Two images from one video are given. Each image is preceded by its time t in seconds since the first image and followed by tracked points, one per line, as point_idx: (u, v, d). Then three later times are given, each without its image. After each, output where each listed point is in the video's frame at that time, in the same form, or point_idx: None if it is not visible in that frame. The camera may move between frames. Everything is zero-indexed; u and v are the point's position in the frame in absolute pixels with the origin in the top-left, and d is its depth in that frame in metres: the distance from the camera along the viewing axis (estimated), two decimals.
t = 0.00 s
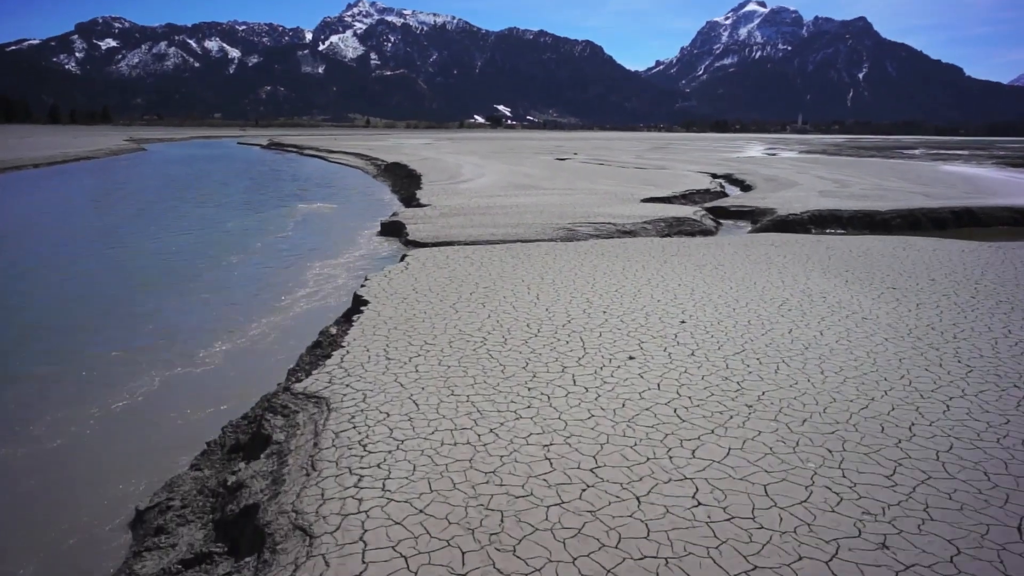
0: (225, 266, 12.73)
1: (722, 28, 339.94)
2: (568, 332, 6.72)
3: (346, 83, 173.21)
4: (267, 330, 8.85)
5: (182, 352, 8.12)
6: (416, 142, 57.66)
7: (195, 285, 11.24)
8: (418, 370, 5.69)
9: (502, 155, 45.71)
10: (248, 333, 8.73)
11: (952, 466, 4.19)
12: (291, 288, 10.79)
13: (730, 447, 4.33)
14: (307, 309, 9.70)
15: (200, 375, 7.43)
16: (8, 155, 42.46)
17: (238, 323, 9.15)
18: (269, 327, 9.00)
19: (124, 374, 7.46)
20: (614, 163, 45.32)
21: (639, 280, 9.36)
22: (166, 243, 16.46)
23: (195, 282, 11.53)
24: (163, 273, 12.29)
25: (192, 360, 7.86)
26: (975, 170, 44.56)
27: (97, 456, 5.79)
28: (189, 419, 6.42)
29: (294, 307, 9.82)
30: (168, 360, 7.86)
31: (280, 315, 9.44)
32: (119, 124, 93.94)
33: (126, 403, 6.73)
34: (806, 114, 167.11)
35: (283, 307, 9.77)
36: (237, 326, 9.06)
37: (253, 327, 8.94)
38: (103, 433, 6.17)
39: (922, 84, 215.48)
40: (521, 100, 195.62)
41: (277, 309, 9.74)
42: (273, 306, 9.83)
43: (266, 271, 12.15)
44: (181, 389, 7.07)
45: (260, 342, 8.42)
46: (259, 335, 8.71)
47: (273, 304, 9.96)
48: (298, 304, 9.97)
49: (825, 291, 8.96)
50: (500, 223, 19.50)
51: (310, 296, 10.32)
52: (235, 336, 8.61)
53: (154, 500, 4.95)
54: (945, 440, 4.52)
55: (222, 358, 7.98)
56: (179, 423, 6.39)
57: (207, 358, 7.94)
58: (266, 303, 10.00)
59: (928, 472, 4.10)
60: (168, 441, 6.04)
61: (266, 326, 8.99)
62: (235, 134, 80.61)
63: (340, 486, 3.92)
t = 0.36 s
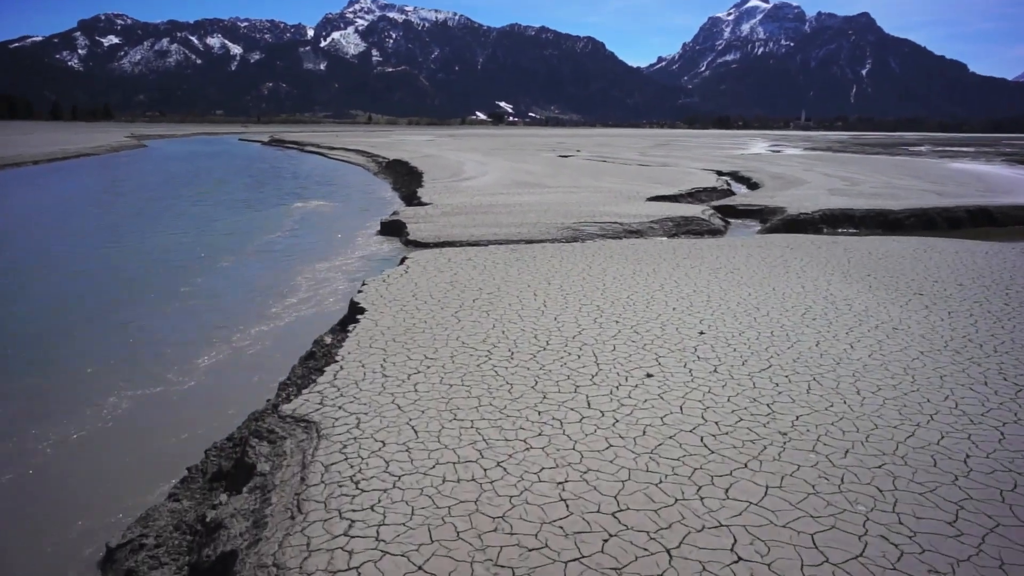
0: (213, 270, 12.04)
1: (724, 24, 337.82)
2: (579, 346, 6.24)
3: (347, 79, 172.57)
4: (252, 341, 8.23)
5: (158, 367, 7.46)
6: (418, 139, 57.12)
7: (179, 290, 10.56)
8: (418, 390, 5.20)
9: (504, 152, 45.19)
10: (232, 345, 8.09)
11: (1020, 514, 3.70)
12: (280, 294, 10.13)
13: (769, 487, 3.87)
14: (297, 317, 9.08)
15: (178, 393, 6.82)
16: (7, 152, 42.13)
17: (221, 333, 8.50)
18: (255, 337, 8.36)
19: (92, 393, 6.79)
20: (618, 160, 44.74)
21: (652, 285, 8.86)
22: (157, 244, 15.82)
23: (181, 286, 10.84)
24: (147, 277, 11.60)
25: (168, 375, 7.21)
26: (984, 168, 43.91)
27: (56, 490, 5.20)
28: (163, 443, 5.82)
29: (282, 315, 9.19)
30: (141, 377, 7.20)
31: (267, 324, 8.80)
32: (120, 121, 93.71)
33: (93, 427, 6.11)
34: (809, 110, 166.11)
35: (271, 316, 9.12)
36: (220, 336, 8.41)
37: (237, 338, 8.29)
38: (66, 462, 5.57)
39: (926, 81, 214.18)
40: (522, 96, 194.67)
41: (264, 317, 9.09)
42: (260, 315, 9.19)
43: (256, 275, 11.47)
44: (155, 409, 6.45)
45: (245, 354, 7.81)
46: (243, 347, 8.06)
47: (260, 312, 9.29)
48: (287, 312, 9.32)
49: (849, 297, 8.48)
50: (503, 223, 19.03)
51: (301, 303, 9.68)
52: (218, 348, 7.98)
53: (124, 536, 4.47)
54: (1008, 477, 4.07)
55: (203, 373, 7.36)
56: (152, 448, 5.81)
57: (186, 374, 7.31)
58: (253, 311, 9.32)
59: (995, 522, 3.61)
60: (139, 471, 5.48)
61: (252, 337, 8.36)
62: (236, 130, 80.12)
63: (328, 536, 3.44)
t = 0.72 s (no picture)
0: (199, 276, 11.32)
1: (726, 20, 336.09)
2: (592, 363, 5.78)
3: (348, 76, 171.94)
4: (237, 357, 7.57)
5: (128, 390, 6.77)
6: (419, 136, 56.56)
7: (160, 300, 9.86)
8: (417, 417, 4.71)
9: (506, 149, 44.67)
10: (213, 362, 7.43)
11: None
12: (269, 304, 9.46)
13: (817, 539, 3.42)
14: (287, 329, 8.44)
15: (149, 420, 6.16)
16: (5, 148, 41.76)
17: (202, 350, 7.81)
18: (239, 353, 7.71)
19: (51, 423, 6.10)
20: (621, 157, 44.21)
21: (666, 293, 8.37)
22: (144, 246, 15.11)
23: (162, 295, 10.14)
24: (128, 284, 10.88)
25: (146, 395, 6.65)
26: (993, 165, 43.21)
27: None
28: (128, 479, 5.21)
29: (270, 327, 8.53)
30: (116, 396, 6.63)
31: (252, 338, 8.13)
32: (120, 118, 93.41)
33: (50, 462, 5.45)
34: (812, 107, 164.95)
35: (258, 328, 8.47)
36: (200, 353, 7.73)
37: (219, 355, 7.63)
38: (22, 501, 4.99)
39: (930, 77, 212.57)
40: (523, 93, 193.82)
41: (249, 330, 8.42)
42: (245, 328, 8.50)
43: (244, 282, 10.79)
44: (123, 437, 5.82)
45: (228, 372, 7.16)
46: (226, 365, 7.40)
47: (245, 325, 8.61)
48: (275, 323, 8.66)
49: (874, 306, 8.01)
50: (506, 223, 18.56)
51: (291, 314, 9.03)
52: (197, 367, 7.30)
53: None
54: None
55: (179, 396, 6.70)
56: (124, 480, 5.27)
57: (160, 397, 6.65)
58: (237, 324, 8.65)
59: None
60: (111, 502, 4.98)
61: (236, 353, 7.70)
62: (235, 127, 79.59)
63: None
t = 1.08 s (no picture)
0: (183, 285, 10.66)
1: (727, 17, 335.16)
2: (606, 385, 5.31)
3: (348, 73, 171.42)
4: (215, 378, 6.94)
5: (107, 412, 6.25)
6: (419, 133, 56.00)
7: (140, 311, 9.22)
8: (414, 452, 4.22)
9: (507, 147, 44.16)
10: (190, 384, 6.80)
11: None
12: (254, 316, 8.84)
13: None
14: (272, 345, 7.83)
15: (126, 447, 5.67)
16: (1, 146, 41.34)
17: (177, 370, 7.15)
18: (218, 373, 7.07)
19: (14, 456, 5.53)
20: (623, 154, 43.74)
21: (680, 302, 7.89)
22: (132, 248, 14.50)
23: (143, 306, 9.51)
24: (113, 291, 10.37)
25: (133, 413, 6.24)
26: (1000, 163, 42.61)
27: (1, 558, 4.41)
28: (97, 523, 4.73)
29: (254, 343, 7.90)
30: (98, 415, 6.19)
31: (233, 356, 7.50)
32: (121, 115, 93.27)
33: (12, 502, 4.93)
34: (814, 104, 164.10)
35: (240, 344, 7.85)
36: (174, 374, 7.07)
37: (195, 375, 6.99)
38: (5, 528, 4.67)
39: (932, 73, 211.40)
40: (524, 90, 193.28)
41: (231, 346, 7.79)
42: (227, 343, 7.87)
43: (230, 291, 10.16)
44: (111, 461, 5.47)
45: (205, 396, 6.54)
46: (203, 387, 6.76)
47: (226, 340, 7.97)
48: (260, 338, 8.05)
49: (901, 316, 7.52)
50: (507, 223, 18.10)
51: (278, 327, 8.42)
52: (170, 390, 6.65)
53: None
54: None
55: (149, 425, 6.07)
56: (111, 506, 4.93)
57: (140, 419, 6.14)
58: (219, 339, 8.00)
59: None
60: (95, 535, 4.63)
61: (214, 373, 7.06)
62: (235, 125, 79.06)
63: None
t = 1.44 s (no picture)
0: (165, 294, 10.01)
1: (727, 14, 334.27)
2: (623, 413, 4.81)
3: (347, 72, 170.84)
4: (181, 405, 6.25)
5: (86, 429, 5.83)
6: (418, 131, 55.45)
7: (122, 321, 8.73)
8: (411, 498, 3.74)
9: (507, 145, 43.63)
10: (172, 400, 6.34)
11: None
12: (235, 332, 8.17)
13: None
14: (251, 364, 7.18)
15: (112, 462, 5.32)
16: None
17: (142, 394, 6.48)
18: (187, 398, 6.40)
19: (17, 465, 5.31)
20: (625, 153, 43.24)
21: (695, 314, 7.37)
22: (120, 252, 13.98)
23: (127, 314, 9.04)
24: (97, 298, 9.91)
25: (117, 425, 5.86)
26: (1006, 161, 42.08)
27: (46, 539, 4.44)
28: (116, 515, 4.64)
29: (231, 362, 7.24)
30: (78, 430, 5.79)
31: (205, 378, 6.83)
32: (120, 113, 92.84)
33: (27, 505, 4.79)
34: (814, 101, 163.49)
35: (216, 363, 7.19)
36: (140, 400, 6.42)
37: (164, 400, 6.35)
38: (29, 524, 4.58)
39: (933, 71, 210.57)
40: (523, 88, 192.70)
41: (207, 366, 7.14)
42: (202, 363, 7.21)
43: (213, 302, 9.50)
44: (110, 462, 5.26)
45: (170, 424, 5.88)
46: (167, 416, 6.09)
47: (203, 360, 7.32)
48: (240, 356, 7.41)
49: (933, 328, 7.02)
50: (508, 225, 17.59)
51: (259, 343, 7.78)
52: (132, 418, 5.98)
53: None
54: None
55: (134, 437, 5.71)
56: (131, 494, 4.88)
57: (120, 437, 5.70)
58: (198, 355, 7.44)
59: None
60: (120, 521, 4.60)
61: (182, 399, 6.38)
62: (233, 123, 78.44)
63: None
